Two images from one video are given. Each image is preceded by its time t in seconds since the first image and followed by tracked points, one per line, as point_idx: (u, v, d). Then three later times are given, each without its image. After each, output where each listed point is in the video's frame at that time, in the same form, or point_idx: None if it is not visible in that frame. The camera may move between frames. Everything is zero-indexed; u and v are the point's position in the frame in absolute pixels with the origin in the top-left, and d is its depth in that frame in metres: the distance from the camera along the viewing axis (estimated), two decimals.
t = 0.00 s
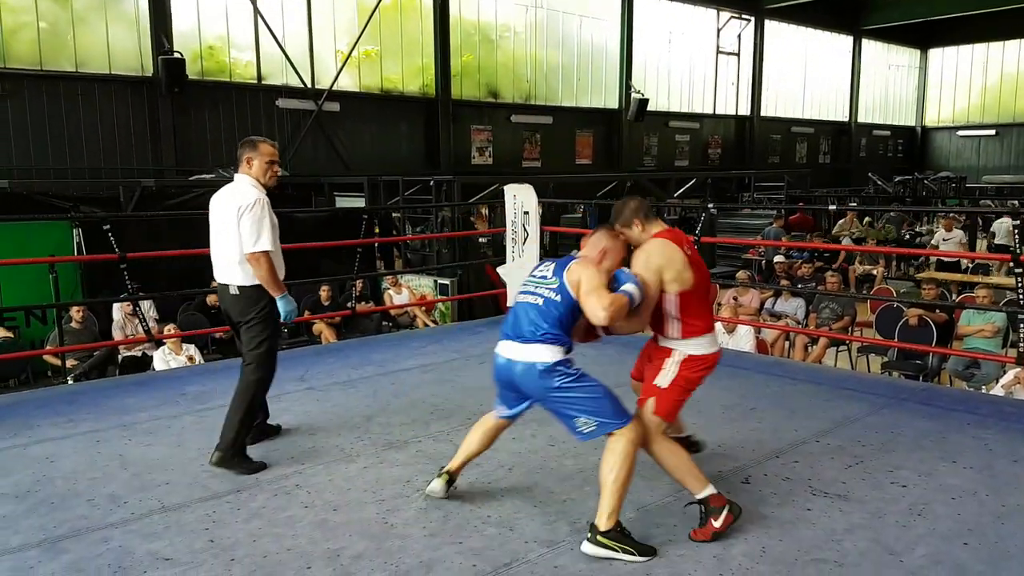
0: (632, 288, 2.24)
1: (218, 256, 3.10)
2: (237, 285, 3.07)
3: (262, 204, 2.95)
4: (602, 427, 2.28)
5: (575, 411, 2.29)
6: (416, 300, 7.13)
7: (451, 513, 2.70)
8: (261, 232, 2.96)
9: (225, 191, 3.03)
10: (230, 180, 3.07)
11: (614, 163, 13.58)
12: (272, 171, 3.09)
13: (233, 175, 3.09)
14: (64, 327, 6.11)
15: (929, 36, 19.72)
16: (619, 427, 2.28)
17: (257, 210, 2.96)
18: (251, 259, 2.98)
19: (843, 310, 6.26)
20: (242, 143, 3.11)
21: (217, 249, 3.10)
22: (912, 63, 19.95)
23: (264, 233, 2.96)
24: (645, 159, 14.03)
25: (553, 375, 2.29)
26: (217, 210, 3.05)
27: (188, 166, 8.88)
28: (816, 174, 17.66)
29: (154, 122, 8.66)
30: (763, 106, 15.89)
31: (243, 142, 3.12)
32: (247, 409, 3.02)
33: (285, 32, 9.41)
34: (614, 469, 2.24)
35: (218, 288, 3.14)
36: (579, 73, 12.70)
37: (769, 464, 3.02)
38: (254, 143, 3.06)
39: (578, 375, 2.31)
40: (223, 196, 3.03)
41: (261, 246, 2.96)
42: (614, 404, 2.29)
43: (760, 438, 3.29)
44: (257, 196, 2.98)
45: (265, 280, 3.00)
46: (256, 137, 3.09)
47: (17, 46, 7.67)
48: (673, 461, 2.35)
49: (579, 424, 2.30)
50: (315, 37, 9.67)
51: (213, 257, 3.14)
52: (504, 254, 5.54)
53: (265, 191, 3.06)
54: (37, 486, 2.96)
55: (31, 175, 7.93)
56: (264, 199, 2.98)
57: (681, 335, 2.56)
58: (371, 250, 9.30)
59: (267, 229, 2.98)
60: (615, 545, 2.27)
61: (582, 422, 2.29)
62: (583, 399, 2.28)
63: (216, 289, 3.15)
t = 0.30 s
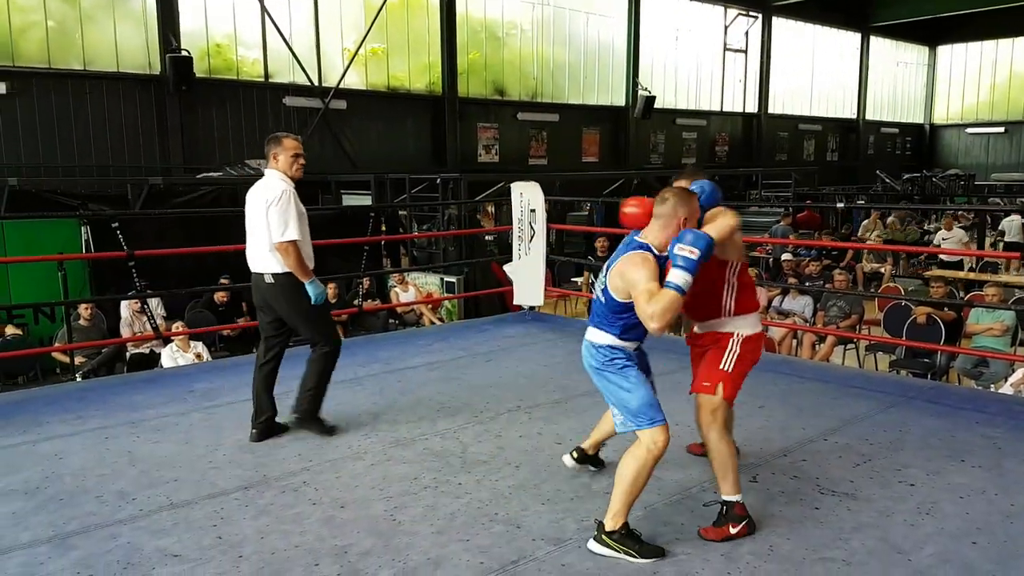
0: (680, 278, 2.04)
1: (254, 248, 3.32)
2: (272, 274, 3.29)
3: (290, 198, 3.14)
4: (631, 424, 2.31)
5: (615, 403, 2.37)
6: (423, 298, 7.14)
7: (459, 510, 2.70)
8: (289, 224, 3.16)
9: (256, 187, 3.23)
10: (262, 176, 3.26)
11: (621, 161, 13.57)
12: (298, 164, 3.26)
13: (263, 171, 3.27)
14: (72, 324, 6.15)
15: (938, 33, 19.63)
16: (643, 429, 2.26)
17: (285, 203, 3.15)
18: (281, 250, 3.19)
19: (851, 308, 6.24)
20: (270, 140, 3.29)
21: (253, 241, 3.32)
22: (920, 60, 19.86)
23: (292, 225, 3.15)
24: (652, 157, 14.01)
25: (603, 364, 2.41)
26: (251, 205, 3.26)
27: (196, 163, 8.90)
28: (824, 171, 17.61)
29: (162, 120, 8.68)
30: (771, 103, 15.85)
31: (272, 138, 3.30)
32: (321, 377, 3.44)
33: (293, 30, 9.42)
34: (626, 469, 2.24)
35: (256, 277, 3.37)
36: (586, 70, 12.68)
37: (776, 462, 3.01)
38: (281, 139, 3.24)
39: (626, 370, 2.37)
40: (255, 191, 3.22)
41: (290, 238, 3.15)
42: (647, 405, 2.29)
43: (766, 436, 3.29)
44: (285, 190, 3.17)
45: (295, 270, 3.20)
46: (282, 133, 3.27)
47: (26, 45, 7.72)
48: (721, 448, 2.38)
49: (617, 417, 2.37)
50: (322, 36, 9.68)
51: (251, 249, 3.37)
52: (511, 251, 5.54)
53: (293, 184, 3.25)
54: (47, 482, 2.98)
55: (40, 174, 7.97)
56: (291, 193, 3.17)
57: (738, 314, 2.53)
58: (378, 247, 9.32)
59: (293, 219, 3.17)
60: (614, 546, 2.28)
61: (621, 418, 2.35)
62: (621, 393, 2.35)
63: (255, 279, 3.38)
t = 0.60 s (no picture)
0: (729, 260, 2.07)
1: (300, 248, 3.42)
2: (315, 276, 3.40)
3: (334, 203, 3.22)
4: (651, 418, 2.31)
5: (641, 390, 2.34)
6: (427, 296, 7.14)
7: (462, 508, 2.70)
8: (332, 229, 3.25)
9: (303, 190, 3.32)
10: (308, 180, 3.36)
11: (626, 159, 13.54)
12: (341, 169, 3.35)
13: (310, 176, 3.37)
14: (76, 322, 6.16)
15: (944, 30, 19.55)
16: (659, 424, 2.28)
17: (329, 208, 3.24)
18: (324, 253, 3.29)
19: (856, 306, 6.22)
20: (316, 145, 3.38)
21: (298, 242, 3.42)
22: (926, 58, 19.78)
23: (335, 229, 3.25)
24: (658, 154, 13.98)
25: (634, 351, 2.38)
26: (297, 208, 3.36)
27: (200, 162, 8.91)
28: (830, 170, 17.56)
29: (166, 118, 8.69)
30: (776, 101, 15.80)
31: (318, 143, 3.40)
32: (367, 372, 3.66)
33: (297, 27, 9.43)
34: (637, 461, 2.26)
35: (301, 277, 3.49)
36: (591, 68, 12.66)
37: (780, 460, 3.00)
38: (326, 145, 3.33)
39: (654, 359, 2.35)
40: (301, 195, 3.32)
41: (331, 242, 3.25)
42: (670, 402, 2.29)
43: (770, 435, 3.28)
44: (330, 195, 3.26)
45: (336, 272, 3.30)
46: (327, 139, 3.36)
47: (32, 42, 7.74)
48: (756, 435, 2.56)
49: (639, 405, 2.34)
50: (327, 34, 9.69)
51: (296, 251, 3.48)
52: (516, 249, 5.53)
53: (336, 189, 3.34)
54: (50, 480, 2.98)
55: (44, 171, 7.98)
56: (335, 199, 3.25)
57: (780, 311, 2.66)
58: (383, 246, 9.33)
59: (336, 224, 3.27)
60: (619, 539, 2.29)
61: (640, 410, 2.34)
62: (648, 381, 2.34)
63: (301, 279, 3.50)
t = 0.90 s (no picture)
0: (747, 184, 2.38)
1: (345, 240, 3.62)
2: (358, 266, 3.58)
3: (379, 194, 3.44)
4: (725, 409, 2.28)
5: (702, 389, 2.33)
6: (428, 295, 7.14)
7: (461, 506, 2.69)
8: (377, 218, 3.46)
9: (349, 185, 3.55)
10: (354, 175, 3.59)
11: (627, 157, 13.53)
12: (386, 165, 3.57)
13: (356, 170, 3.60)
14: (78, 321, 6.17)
15: (946, 29, 19.52)
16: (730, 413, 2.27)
17: (374, 200, 3.46)
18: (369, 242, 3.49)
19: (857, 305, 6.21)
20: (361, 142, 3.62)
21: (344, 235, 3.62)
22: (928, 56, 19.75)
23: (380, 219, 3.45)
24: (660, 153, 13.95)
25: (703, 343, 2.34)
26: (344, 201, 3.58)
27: (201, 160, 8.91)
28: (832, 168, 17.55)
29: (168, 117, 8.70)
30: (779, 99, 15.78)
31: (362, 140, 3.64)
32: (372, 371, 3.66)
33: (299, 25, 9.42)
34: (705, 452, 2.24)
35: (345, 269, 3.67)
36: (593, 67, 12.64)
37: (780, 458, 3.00)
38: (370, 142, 3.56)
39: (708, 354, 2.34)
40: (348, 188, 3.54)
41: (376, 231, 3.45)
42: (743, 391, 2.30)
43: (770, 433, 3.27)
44: (375, 188, 3.48)
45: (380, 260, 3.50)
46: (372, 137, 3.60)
47: (33, 41, 7.75)
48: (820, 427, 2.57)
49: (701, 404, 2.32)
50: (329, 32, 9.69)
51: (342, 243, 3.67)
52: (517, 248, 5.52)
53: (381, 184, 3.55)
54: (50, 479, 2.99)
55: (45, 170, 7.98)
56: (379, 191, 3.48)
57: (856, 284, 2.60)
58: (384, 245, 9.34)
59: (379, 216, 3.48)
60: (667, 519, 2.27)
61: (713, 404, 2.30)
62: (709, 379, 2.33)
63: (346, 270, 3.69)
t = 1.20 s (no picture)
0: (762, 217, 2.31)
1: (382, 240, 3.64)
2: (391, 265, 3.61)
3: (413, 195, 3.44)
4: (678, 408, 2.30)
5: (663, 387, 2.38)
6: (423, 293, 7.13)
7: (454, 505, 2.69)
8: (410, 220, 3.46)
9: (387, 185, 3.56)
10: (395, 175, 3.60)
11: (625, 155, 13.53)
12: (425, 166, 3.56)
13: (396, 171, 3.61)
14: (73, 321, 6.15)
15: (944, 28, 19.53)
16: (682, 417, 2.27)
17: (408, 201, 3.46)
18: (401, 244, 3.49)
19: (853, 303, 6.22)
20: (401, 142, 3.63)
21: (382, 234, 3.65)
22: (925, 56, 19.77)
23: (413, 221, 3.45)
24: (658, 152, 13.96)
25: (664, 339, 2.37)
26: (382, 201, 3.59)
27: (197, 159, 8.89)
28: (829, 166, 17.58)
29: (164, 116, 8.68)
30: (777, 98, 15.79)
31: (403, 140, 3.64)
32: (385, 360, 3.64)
33: (296, 24, 9.41)
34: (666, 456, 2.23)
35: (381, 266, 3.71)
36: (591, 66, 12.64)
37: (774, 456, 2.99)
38: (409, 143, 3.56)
39: (668, 351, 2.36)
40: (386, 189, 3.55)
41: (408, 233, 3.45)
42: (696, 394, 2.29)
43: (765, 431, 3.27)
44: (410, 189, 3.48)
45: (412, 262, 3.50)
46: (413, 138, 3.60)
47: (28, 39, 7.72)
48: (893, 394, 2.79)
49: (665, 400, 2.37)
50: (326, 31, 9.68)
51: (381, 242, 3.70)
52: (513, 246, 5.50)
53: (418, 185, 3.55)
54: (42, 479, 2.98)
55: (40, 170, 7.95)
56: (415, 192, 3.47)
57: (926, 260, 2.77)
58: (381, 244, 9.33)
59: (411, 217, 3.47)
60: (643, 529, 2.27)
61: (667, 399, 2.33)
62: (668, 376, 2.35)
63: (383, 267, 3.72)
